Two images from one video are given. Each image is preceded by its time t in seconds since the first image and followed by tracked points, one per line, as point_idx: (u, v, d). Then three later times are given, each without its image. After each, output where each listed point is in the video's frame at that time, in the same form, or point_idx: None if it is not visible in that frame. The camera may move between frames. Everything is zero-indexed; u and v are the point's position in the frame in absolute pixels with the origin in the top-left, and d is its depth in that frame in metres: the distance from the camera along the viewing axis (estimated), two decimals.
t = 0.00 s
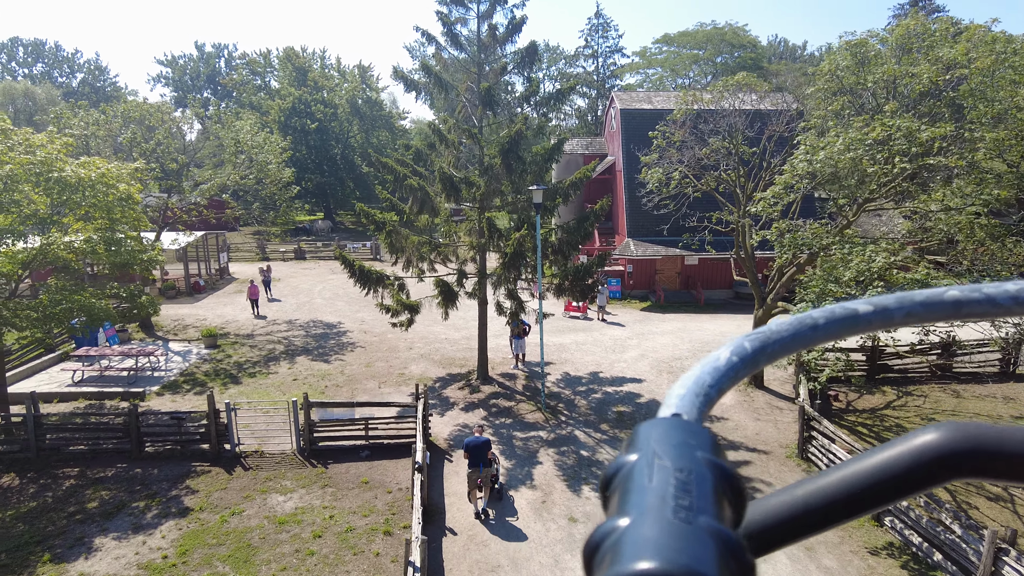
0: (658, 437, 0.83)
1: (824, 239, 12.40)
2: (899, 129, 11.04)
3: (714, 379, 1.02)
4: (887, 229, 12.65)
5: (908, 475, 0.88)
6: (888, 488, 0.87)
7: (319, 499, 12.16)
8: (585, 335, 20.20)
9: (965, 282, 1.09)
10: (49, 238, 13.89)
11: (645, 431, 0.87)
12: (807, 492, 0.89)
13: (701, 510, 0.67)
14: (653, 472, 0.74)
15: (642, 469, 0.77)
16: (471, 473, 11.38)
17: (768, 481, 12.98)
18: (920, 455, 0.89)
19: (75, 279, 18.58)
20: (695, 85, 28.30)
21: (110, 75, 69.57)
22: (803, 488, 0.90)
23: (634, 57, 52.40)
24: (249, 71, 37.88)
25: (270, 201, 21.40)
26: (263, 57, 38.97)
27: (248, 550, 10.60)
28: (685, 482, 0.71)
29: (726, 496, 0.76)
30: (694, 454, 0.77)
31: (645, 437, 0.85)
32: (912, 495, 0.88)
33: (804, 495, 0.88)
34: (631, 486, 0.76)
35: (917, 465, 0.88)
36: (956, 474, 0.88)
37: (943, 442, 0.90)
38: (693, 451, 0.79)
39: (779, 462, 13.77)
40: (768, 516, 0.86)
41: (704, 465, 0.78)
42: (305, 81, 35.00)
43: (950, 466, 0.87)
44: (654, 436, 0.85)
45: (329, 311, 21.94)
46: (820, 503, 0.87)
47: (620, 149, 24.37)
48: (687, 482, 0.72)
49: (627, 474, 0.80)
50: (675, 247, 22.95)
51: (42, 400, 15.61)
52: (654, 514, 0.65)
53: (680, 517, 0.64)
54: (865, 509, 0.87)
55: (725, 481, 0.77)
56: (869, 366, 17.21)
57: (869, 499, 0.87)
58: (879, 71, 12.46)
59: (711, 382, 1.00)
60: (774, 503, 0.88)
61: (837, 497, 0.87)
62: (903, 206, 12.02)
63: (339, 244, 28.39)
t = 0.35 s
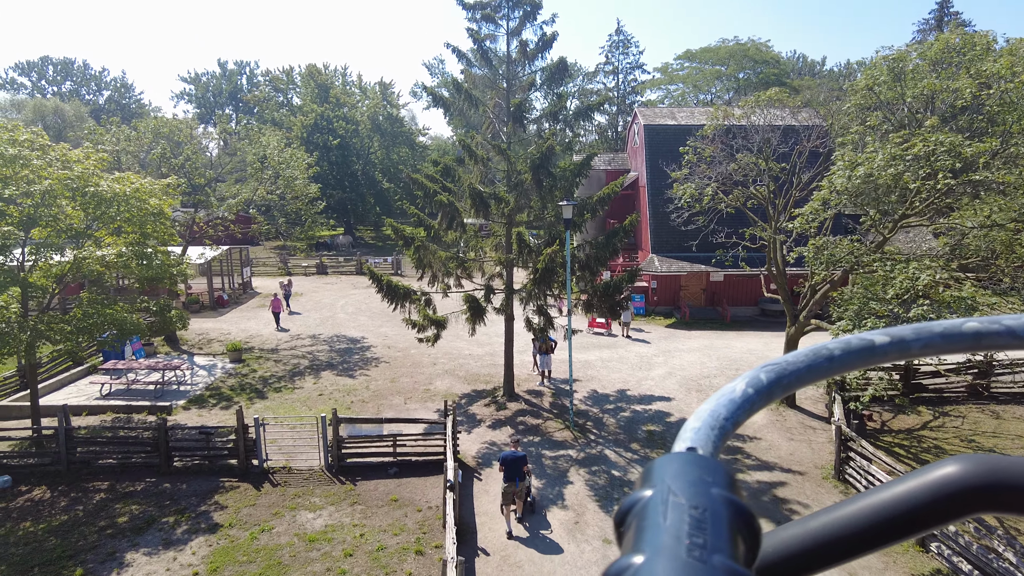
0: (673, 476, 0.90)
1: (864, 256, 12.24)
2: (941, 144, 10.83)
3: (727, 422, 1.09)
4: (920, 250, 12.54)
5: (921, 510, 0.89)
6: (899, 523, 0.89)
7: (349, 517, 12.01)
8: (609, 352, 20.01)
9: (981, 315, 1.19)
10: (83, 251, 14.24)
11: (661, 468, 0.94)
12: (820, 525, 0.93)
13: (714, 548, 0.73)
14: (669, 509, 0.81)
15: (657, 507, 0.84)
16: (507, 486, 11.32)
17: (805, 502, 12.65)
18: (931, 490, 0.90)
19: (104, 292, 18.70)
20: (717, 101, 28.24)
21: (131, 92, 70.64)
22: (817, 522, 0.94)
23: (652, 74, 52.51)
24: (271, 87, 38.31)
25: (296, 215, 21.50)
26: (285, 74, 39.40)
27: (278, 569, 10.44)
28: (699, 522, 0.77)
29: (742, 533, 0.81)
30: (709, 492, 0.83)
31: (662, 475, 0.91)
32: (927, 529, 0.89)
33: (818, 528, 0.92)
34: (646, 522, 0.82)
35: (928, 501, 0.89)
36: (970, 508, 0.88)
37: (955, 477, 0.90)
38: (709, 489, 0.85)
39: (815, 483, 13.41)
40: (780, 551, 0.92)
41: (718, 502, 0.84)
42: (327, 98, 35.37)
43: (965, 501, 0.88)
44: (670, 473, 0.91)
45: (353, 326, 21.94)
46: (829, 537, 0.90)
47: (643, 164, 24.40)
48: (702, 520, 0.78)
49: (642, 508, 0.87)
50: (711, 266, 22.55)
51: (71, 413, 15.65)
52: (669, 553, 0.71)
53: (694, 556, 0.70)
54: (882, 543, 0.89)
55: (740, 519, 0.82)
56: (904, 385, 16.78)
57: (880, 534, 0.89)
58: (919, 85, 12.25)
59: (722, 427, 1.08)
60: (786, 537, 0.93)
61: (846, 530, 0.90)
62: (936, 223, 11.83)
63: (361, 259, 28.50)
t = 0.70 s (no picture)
0: (691, 497, 0.90)
1: (907, 271, 12.15)
2: (986, 157, 10.62)
3: (745, 441, 1.11)
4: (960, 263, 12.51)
5: (943, 533, 0.88)
6: (918, 547, 0.89)
7: (380, 532, 11.89)
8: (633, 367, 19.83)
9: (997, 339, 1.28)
10: (113, 264, 14.17)
11: (678, 489, 0.95)
12: (838, 546, 0.94)
13: (733, 567, 0.71)
14: (686, 529, 0.81)
15: (674, 526, 0.84)
16: (544, 496, 11.35)
17: (844, 523, 12.34)
18: (957, 513, 0.89)
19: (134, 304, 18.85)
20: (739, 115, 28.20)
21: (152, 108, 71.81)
22: (835, 542, 0.95)
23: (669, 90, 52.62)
24: (294, 103, 38.78)
25: (322, 229, 21.61)
26: (307, 90, 39.85)
27: None
28: (717, 540, 0.77)
29: (759, 554, 0.81)
30: (727, 513, 0.83)
31: (679, 496, 0.92)
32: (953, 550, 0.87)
33: (835, 549, 0.94)
34: (664, 540, 0.82)
35: (951, 522, 0.88)
36: (996, 531, 0.86)
37: (980, 499, 0.90)
38: (725, 509, 0.86)
39: (853, 503, 13.09)
40: (797, 570, 0.92)
41: (735, 522, 0.84)
42: (349, 113, 35.74)
43: (987, 525, 0.86)
44: (687, 495, 0.92)
45: (376, 338, 21.96)
46: (849, 559, 0.91)
47: (667, 178, 24.39)
48: (720, 538, 0.77)
49: (660, 527, 0.87)
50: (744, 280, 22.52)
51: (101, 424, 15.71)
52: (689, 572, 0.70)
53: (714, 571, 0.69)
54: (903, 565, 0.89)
55: (757, 539, 0.82)
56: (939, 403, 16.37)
57: (901, 554, 0.89)
58: (960, 99, 12.06)
59: (740, 445, 1.09)
60: (804, 557, 0.95)
61: (868, 552, 0.90)
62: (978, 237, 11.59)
63: (382, 273, 28.61)
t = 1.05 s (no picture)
0: (722, 493, 0.91)
1: (952, 282, 11.95)
2: None
3: (773, 443, 1.10)
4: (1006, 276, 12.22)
5: (972, 541, 0.83)
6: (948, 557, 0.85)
7: (412, 545, 11.75)
8: (660, 380, 19.59)
9: None
10: (145, 272, 14.05)
11: (708, 488, 0.95)
12: (868, 552, 0.92)
13: (769, 563, 0.73)
14: (720, 525, 0.82)
15: (708, 521, 0.85)
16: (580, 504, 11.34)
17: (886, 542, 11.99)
18: (987, 522, 0.83)
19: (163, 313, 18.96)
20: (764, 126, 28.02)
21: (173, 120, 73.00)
22: (866, 548, 0.93)
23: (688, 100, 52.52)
24: (317, 113, 39.13)
25: (348, 239, 21.67)
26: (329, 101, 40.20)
27: None
28: (751, 537, 0.78)
29: (793, 550, 0.82)
30: (758, 510, 0.84)
31: (710, 492, 0.93)
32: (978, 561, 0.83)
33: (865, 557, 0.91)
34: (698, 536, 0.83)
35: (979, 532, 0.83)
36: None
37: (1008, 509, 0.84)
38: (757, 507, 0.87)
39: (895, 521, 12.72)
40: None
41: (768, 520, 0.85)
42: (371, 124, 36.01)
43: (1021, 534, 0.80)
44: (718, 491, 0.93)
45: (400, 348, 21.93)
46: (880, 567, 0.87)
47: (692, 188, 24.32)
48: (754, 535, 0.79)
49: (692, 525, 0.88)
50: (782, 291, 22.08)
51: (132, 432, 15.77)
52: (725, 568, 0.71)
53: (749, 568, 0.70)
54: None
55: (790, 534, 0.83)
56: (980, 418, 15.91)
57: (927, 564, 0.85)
58: (1006, 107, 11.81)
59: (768, 448, 1.09)
60: (832, 563, 0.92)
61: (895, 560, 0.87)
62: None
63: (405, 283, 28.67)
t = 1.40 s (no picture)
0: (753, 496, 0.85)
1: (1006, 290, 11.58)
2: None
3: (799, 449, 1.02)
4: None
5: (1003, 550, 0.75)
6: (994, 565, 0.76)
7: (447, 554, 11.62)
8: (691, 388, 19.31)
9: None
10: (177, 279, 14.00)
11: (738, 492, 0.90)
12: (897, 560, 0.84)
13: (800, 563, 0.67)
14: (750, 525, 0.76)
15: (737, 524, 0.79)
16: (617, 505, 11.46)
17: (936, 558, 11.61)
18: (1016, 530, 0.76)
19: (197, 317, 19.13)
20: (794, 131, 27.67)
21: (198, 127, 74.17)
22: (893, 558, 0.84)
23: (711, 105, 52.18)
24: (342, 119, 39.41)
25: (377, 244, 21.72)
26: (355, 108, 40.54)
27: None
28: (782, 537, 0.71)
29: (826, 555, 0.76)
30: (789, 510, 0.79)
31: (740, 496, 0.87)
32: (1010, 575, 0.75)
33: (889, 566, 0.83)
34: (728, 538, 0.77)
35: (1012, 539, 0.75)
36: None
37: None
38: (788, 508, 0.81)
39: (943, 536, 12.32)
40: None
41: (800, 522, 0.79)
42: (397, 130, 36.26)
43: None
44: (749, 495, 0.87)
45: (427, 352, 21.92)
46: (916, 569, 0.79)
47: (722, 193, 24.06)
48: (784, 536, 0.72)
49: (721, 528, 0.82)
50: (824, 298, 21.60)
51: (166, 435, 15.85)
52: (751, 563, 0.66)
53: (779, 565, 0.65)
54: None
55: (821, 539, 0.77)
56: None
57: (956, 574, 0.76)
58: None
59: (794, 453, 1.01)
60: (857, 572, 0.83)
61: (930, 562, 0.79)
62: None
63: (430, 288, 28.74)
